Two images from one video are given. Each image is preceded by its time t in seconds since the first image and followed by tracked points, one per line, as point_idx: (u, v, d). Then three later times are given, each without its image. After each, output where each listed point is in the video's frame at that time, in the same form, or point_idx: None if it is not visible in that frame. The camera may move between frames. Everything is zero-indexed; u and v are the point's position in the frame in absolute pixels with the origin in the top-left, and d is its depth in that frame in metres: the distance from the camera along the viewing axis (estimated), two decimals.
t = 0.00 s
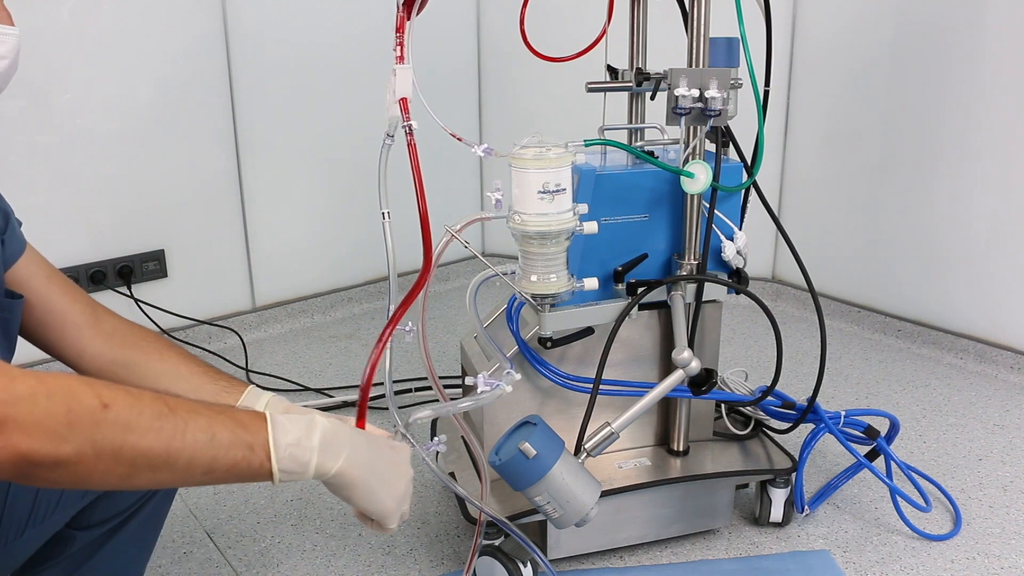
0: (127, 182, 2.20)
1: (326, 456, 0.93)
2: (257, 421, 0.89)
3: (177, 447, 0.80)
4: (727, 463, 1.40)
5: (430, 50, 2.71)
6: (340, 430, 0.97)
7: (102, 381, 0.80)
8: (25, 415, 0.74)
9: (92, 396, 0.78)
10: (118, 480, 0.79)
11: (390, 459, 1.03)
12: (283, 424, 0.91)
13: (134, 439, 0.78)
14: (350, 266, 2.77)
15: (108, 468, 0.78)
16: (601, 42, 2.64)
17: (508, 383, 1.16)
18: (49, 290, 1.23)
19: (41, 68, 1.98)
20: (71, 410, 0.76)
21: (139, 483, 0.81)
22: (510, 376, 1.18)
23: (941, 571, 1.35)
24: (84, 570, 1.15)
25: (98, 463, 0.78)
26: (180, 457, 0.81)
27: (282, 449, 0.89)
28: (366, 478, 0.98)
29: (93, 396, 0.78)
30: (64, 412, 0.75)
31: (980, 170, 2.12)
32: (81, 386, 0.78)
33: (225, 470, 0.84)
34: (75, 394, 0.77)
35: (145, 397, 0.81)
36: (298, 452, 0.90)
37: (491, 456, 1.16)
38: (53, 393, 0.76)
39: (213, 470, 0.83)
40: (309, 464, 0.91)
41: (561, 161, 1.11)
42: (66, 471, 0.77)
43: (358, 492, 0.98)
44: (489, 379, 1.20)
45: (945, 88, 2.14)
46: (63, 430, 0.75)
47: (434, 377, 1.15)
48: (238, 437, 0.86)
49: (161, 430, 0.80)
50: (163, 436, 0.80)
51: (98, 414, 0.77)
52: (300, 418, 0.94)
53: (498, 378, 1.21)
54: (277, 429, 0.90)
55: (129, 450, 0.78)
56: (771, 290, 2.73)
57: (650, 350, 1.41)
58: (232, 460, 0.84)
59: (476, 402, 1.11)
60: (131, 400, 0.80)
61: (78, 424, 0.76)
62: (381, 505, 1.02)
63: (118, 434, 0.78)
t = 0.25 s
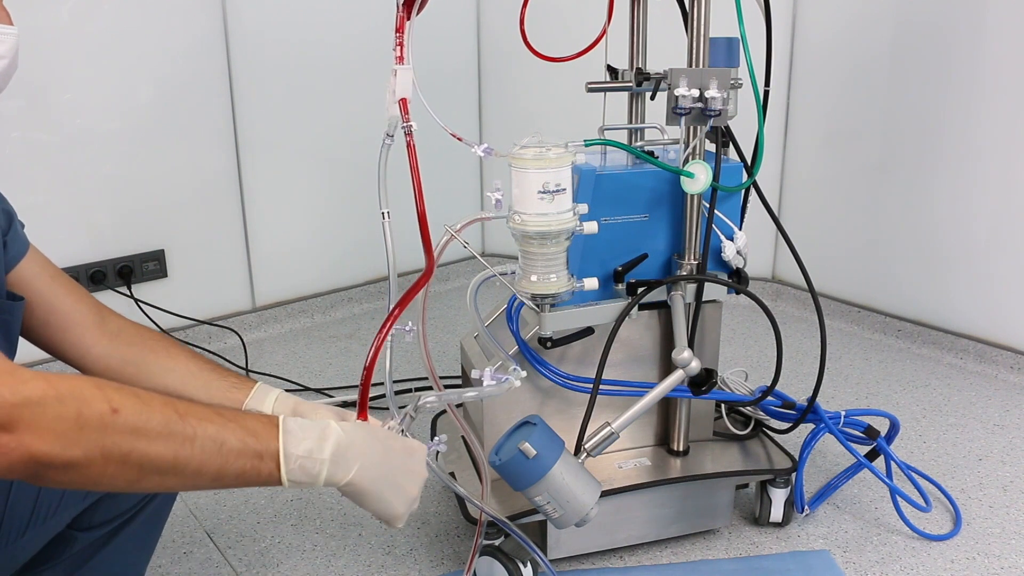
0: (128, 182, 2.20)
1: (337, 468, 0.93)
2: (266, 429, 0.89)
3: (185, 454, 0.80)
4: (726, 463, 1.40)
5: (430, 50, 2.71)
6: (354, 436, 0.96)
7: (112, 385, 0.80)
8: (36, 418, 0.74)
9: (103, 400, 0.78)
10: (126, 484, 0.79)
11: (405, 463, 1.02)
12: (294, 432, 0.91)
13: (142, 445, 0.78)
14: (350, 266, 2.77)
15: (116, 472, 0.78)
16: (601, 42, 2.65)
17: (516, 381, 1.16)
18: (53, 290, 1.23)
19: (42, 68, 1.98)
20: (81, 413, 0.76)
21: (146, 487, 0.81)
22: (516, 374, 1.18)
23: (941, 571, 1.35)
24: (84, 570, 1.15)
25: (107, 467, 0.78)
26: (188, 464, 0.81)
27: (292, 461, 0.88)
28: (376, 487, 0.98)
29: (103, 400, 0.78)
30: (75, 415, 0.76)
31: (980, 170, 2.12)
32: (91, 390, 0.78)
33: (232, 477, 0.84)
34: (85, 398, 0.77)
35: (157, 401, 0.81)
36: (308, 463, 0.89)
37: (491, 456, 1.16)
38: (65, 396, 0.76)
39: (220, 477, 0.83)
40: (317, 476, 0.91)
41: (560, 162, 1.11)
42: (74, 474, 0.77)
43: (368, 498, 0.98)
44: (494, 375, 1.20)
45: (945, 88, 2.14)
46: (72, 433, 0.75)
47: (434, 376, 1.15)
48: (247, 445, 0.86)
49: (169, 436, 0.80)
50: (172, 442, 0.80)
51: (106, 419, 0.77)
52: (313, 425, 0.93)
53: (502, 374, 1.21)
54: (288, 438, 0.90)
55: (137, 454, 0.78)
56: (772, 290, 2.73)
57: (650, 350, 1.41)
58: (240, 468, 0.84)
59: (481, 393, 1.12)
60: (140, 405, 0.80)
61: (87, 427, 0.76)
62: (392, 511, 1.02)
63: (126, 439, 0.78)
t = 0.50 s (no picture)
0: (128, 182, 2.20)
1: (337, 467, 0.93)
2: (265, 428, 0.89)
3: (185, 454, 0.80)
4: (726, 463, 1.40)
5: (430, 50, 2.71)
6: (353, 435, 0.96)
7: (111, 386, 0.80)
8: (35, 419, 0.74)
9: (102, 400, 0.78)
10: (126, 484, 0.79)
11: (406, 459, 1.02)
12: (294, 431, 0.90)
13: (142, 445, 0.78)
14: (350, 266, 2.77)
15: (116, 473, 0.78)
16: (601, 43, 2.65)
17: (517, 380, 1.16)
18: (54, 290, 1.23)
19: (42, 68, 1.98)
20: (80, 414, 0.76)
21: (147, 487, 0.81)
22: (518, 374, 1.18)
23: (941, 572, 1.35)
24: (83, 570, 1.15)
25: (106, 467, 0.78)
26: (189, 463, 0.81)
27: (292, 460, 0.88)
28: (376, 485, 0.98)
29: (102, 400, 0.78)
30: (74, 415, 0.76)
31: (980, 170, 2.12)
32: (90, 390, 0.78)
33: (232, 476, 0.84)
34: (84, 398, 0.77)
35: (156, 401, 0.82)
36: (309, 462, 0.89)
37: (491, 456, 1.16)
38: (64, 397, 0.76)
39: (221, 476, 0.83)
40: (318, 475, 0.90)
41: (561, 162, 1.11)
42: (74, 475, 0.77)
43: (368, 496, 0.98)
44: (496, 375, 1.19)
45: (945, 88, 2.14)
46: (72, 434, 0.75)
47: (434, 376, 1.15)
48: (247, 444, 0.86)
49: (169, 437, 0.80)
50: (172, 442, 0.80)
51: (106, 419, 0.77)
52: (313, 424, 0.93)
53: (504, 374, 1.21)
54: (288, 438, 0.89)
55: (138, 454, 0.78)
56: (772, 290, 2.73)
57: (650, 350, 1.41)
58: (240, 467, 0.84)
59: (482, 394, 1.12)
60: (139, 405, 0.80)
61: (87, 428, 0.76)
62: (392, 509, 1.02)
63: (126, 439, 0.78)
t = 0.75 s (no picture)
0: (128, 182, 2.20)
1: (333, 465, 0.93)
2: (261, 427, 0.89)
3: (179, 453, 0.80)
4: (726, 463, 1.40)
5: (430, 50, 2.71)
6: (348, 433, 0.96)
7: (105, 385, 0.80)
8: (28, 419, 0.74)
9: (95, 400, 0.78)
10: (121, 483, 0.79)
11: (401, 457, 1.02)
12: (289, 430, 0.90)
13: (136, 444, 0.78)
14: (350, 266, 2.77)
15: (111, 472, 0.78)
16: (601, 43, 2.65)
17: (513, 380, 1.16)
18: (54, 291, 1.23)
19: (42, 68, 1.98)
20: (72, 413, 0.76)
21: (142, 487, 0.81)
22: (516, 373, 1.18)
23: (941, 571, 1.35)
24: (83, 571, 1.15)
25: (100, 467, 0.78)
26: (183, 463, 0.81)
27: (288, 458, 0.88)
28: (372, 483, 0.98)
29: (95, 400, 0.78)
30: (67, 414, 0.76)
31: (980, 170, 2.12)
32: (83, 389, 0.78)
33: (228, 475, 0.84)
34: (77, 398, 0.77)
35: (150, 400, 0.81)
36: (304, 461, 0.89)
37: (491, 455, 1.16)
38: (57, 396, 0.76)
39: (215, 475, 0.83)
40: (314, 473, 0.90)
41: (561, 162, 1.11)
42: (69, 474, 0.77)
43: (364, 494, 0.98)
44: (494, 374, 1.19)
45: (945, 88, 2.14)
46: (65, 434, 0.75)
47: (434, 376, 1.15)
48: (243, 443, 0.86)
49: (163, 436, 0.80)
50: (166, 441, 0.80)
51: (99, 419, 0.77)
52: (308, 422, 0.93)
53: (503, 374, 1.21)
54: (284, 436, 0.89)
55: (132, 454, 0.78)
56: (772, 290, 2.73)
57: (650, 350, 1.41)
58: (235, 466, 0.84)
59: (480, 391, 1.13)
60: (133, 404, 0.80)
61: (80, 427, 0.76)
62: (389, 507, 1.02)
63: (119, 438, 0.78)
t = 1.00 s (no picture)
0: (127, 182, 2.20)
1: (332, 464, 0.93)
2: (259, 426, 0.89)
3: (178, 453, 0.80)
4: (726, 463, 1.40)
5: (430, 50, 2.71)
6: (347, 433, 0.96)
7: (105, 384, 0.80)
8: (27, 419, 0.74)
9: (94, 399, 0.78)
10: (121, 483, 0.79)
11: (400, 456, 1.02)
12: (288, 429, 0.90)
13: (135, 444, 0.78)
14: (350, 266, 2.77)
15: (110, 472, 0.78)
16: (601, 43, 2.65)
17: (514, 379, 1.16)
18: (54, 291, 1.22)
19: (42, 67, 1.98)
20: (71, 413, 0.76)
21: (141, 486, 0.81)
22: (516, 372, 1.18)
23: (941, 571, 1.35)
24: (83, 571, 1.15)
25: (100, 467, 0.78)
26: (182, 462, 0.81)
27: (286, 458, 0.88)
28: (371, 482, 0.98)
29: (94, 399, 0.78)
30: (66, 413, 0.76)
31: (980, 170, 2.12)
32: (83, 389, 0.78)
33: (227, 475, 0.84)
34: (77, 397, 0.77)
35: (150, 400, 0.81)
36: (303, 461, 0.89)
37: (491, 455, 1.16)
38: (55, 396, 0.76)
39: (214, 475, 0.83)
40: (312, 473, 0.90)
41: (561, 162, 1.11)
42: (68, 474, 0.77)
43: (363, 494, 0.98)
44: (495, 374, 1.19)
45: (945, 88, 2.14)
46: (65, 434, 0.75)
47: (435, 376, 1.15)
48: (241, 442, 0.86)
49: (162, 436, 0.80)
50: (165, 441, 0.80)
51: (98, 418, 0.77)
52: (307, 422, 0.93)
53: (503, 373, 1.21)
54: (282, 435, 0.89)
55: (131, 454, 0.78)
56: (772, 290, 2.73)
57: (650, 350, 1.41)
58: (233, 466, 0.84)
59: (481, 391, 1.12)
60: (131, 403, 0.80)
61: (80, 427, 0.76)
62: (388, 506, 1.02)
63: (118, 438, 0.78)
